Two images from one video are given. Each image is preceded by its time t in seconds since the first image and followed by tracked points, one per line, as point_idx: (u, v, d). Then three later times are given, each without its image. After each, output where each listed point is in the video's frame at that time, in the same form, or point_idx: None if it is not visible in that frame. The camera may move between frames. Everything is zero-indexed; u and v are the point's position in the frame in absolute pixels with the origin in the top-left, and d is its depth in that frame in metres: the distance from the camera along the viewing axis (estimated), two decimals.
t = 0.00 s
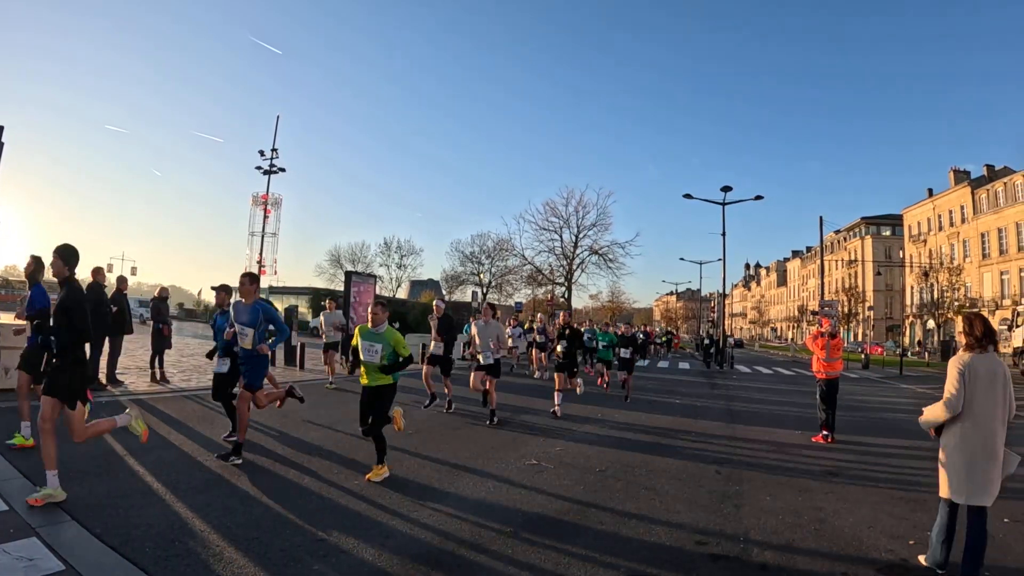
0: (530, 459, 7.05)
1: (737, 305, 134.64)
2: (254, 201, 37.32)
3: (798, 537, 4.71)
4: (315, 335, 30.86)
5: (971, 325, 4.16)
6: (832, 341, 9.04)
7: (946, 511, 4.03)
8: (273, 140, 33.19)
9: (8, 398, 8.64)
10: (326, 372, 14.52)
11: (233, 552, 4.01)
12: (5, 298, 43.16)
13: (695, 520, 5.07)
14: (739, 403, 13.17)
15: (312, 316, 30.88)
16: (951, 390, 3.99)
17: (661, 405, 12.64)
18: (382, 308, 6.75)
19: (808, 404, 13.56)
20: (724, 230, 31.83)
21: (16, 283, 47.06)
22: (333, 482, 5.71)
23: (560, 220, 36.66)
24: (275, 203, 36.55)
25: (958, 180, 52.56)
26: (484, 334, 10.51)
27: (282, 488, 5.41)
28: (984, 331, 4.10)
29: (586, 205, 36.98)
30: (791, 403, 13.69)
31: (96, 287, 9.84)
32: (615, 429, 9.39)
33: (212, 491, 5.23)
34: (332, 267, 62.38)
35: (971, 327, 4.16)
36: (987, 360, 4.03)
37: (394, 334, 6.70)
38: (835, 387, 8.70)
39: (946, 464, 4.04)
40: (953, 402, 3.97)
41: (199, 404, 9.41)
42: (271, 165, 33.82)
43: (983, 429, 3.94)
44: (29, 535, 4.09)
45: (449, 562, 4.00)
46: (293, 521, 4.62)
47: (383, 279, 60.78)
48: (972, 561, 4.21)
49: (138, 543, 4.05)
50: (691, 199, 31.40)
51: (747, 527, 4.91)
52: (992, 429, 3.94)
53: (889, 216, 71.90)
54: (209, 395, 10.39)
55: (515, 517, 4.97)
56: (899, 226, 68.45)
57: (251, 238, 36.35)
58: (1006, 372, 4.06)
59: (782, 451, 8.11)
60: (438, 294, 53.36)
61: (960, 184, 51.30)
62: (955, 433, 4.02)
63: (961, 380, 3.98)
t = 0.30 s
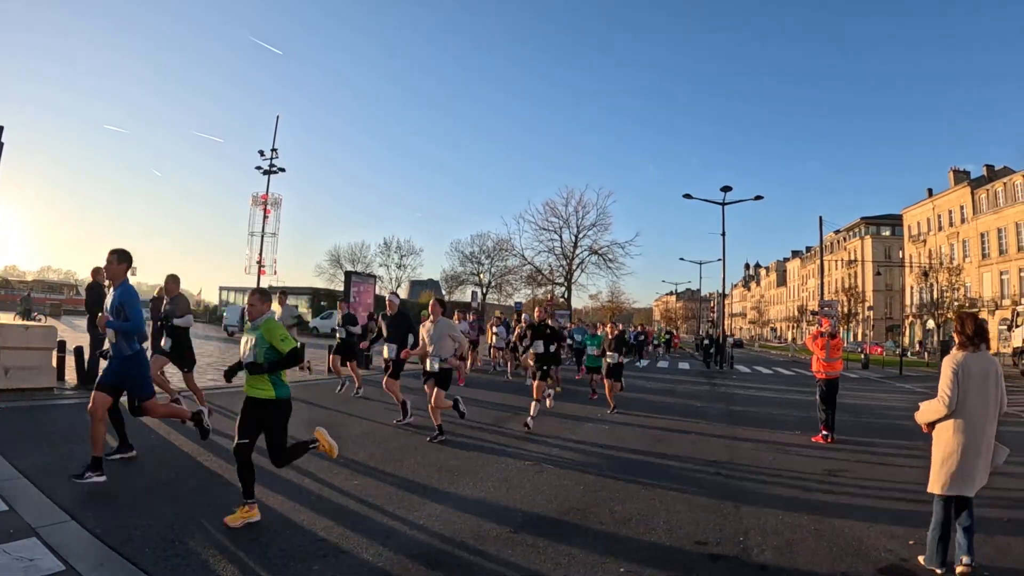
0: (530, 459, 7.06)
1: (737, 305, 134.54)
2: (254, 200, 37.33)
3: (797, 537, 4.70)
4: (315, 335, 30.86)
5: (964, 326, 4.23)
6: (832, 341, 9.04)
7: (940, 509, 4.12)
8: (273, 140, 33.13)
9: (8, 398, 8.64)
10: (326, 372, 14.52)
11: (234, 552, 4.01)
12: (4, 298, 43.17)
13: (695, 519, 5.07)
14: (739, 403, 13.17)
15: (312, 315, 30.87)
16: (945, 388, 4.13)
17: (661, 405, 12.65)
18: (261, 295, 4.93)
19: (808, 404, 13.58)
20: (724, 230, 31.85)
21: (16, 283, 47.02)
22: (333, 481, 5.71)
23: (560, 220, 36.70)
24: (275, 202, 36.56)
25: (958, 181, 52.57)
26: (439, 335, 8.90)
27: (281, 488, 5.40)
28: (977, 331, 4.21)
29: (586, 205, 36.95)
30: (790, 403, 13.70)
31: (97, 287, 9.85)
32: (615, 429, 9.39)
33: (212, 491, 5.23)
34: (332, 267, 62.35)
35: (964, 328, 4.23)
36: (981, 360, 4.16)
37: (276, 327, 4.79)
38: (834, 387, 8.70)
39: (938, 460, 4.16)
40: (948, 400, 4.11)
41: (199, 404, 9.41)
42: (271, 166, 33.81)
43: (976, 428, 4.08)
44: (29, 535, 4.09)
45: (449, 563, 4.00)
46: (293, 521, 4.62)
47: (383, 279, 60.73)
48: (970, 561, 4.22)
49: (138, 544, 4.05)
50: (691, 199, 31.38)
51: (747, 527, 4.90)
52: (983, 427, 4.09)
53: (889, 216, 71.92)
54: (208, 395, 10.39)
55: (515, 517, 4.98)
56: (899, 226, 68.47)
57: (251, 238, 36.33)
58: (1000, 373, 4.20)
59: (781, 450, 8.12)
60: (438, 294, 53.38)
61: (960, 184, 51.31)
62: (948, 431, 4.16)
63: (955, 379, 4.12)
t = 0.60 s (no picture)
0: (530, 459, 7.06)
1: (737, 305, 134.47)
2: (254, 200, 37.33)
3: (798, 537, 4.70)
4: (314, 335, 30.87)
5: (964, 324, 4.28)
6: (832, 342, 9.05)
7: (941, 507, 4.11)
8: (273, 140, 33.22)
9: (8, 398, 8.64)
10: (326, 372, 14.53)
11: (234, 552, 4.02)
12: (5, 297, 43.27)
13: (695, 520, 5.07)
14: (738, 403, 13.19)
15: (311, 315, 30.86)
16: (947, 384, 4.14)
17: (661, 405, 12.66)
18: (75, 271, 3.70)
19: (807, 403, 13.59)
20: (724, 230, 31.89)
21: (16, 282, 47.10)
22: (333, 482, 5.72)
23: (560, 220, 36.70)
24: (275, 202, 36.54)
25: (958, 180, 52.59)
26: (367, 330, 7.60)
27: (280, 488, 5.41)
28: (978, 330, 4.25)
29: (586, 205, 36.95)
30: (791, 403, 13.70)
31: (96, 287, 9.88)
32: (614, 429, 9.40)
33: (212, 491, 5.24)
34: (332, 266, 62.34)
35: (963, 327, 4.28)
36: (981, 357, 4.20)
37: (104, 318, 3.73)
38: (834, 387, 8.71)
39: (938, 457, 4.17)
40: (951, 396, 4.13)
41: (200, 404, 9.42)
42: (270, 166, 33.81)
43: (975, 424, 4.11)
44: (29, 535, 4.09)
45: (449, 563, 4.00)
46: (293, 521, 4.63)
47: (382, 279, 60.69)
48: (970, 560, 4.23)
49: (138, 544, 4.05)
50: (691, 199, 31.39)
51: (746, 527, 4.91)
52: (982, 424, 4.13)
53: (888, 216, 71.94)
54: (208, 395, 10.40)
55: (515, 517, 4.98)
56: (898, 226, 68.49)
57: (250, 237, 36.30)
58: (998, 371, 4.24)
59: (781, 450, 8.12)
60: (438, 294, 53.36)
61: (960, 184, 51.32)
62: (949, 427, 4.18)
63: (957, 376, 4.14)
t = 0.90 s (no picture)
0: (529, 458, 7.08)
1: (737, 305, 134.41)
2: (254, 200, 37.28)
3: (799, 537, 4.68)
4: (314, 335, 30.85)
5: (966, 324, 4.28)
6: (832, 342, 9.03)
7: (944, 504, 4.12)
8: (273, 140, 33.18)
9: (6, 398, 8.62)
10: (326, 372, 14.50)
11: (233, 552, 4.01)
12: (4, 297, 43.25)
13: (695, 520, 5.05)
14: (739, 403, 13.17)
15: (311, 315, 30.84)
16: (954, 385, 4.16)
17: (661, 405, 12.65)
18: None
19: (807, 403, 13.59)
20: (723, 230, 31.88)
21: (16, 282, 47.06)
22: (333, 482, 5.70)
23: (560, 220, 36.66)
24: (275, 202, 36.49)
25: (958, 180, 52.57)
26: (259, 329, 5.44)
27: (280, 488, 5.40)
28: (980, 329, 4.25)
29: (585, 205, 36.94)
30: (791, 403, 13.69)
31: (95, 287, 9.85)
32: (615, 429, 9.38)
33: (212, 491, 5.22)
34: (332, 266, 62.30)
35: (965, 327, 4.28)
36: (986, 358, 4.20)
37: None
38: (834, 387, 8.71)
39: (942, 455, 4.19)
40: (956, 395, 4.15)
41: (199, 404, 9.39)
42: (270, 166, 33.76)
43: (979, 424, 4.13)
44: (28, 535, 4.08)
45: (448, 563, 3.99)
46: (293, 521, 4.62)
47: (382, 279, 60.65)
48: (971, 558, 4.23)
49: (138, 544, 4.04)
50: (691, 199, 31.28)
51: (747, 526, 4.92)
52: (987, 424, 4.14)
53: (888, 216, 71.92)
54: (207, 395, 10.37)
55: (515, 517, 4.96)
56: (898, 226, 68.50)
57: (250, 238, 36.20)
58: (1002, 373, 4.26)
59: (780, 450, 8.11)
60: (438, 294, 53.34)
61: (960, 184, 51.30)
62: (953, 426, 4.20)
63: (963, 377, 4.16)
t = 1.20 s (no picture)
0: (529, 459, 7.08)
1: (737, 305, 134.37)
2: (254, 200, 37.24)
3: (798, 537, 4.69)
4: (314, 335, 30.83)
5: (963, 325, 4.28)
6: (832, 341, 9.04)
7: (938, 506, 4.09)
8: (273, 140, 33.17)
9: (5, 398, 8.60)
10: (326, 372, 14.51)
11: (233, 552, 4.00)
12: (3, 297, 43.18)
13: (694, 520, 5.05)
14: (739, 403, 13.19)
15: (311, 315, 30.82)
16: (952, 384, 4.16)
17: (660, 405, 12.66)
18: None
19: (807, 404, 13.60)
20: (722, 231, 31.71)
21: (16, 282, 47.00)
22: (333, 482, 5.70)
23: (560, 220, 36.68)
24: (275, 202, 36.48)
25: (958, 181, 52.57)
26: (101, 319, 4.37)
27: (280, 489, 5.40)
28: (978, 330, 4.25)
29: (585, 204, 36.95)
30: (790, 403, 13.71)
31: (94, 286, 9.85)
32: (615, 429, 9.39)
33: (211, 491, 5.22)
34: (332, 267, 62.28)
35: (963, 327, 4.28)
36: (985, 360, 4.22)
37: None
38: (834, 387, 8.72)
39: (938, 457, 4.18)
40: (954, 395, 4.15)
41: (199, 405, 9.39)
42: (270, 165, 33.74)
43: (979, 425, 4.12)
44: (28, 535, 4.08)
45: (448, 563, 3.99)
46: (293, 521, 4.62)
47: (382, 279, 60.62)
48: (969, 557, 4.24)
49: (137, 543, 4.04)
50: (691, 198, 31.13)
51: (747, 526, 4.92)
52: (985, 426, 4.14)
53: (888, 216, 71.97)
54: (207, 395, 10.36)
55: (515, 518, 4.96)
56: (898, 226, 68.54)
57: (250, 238, 36.16)
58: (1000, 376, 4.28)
59: (780, 450, 8.11)
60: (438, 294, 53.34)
61: (959, 184, 51.33)
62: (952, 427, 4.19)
63: (961, 378, 4.16)
